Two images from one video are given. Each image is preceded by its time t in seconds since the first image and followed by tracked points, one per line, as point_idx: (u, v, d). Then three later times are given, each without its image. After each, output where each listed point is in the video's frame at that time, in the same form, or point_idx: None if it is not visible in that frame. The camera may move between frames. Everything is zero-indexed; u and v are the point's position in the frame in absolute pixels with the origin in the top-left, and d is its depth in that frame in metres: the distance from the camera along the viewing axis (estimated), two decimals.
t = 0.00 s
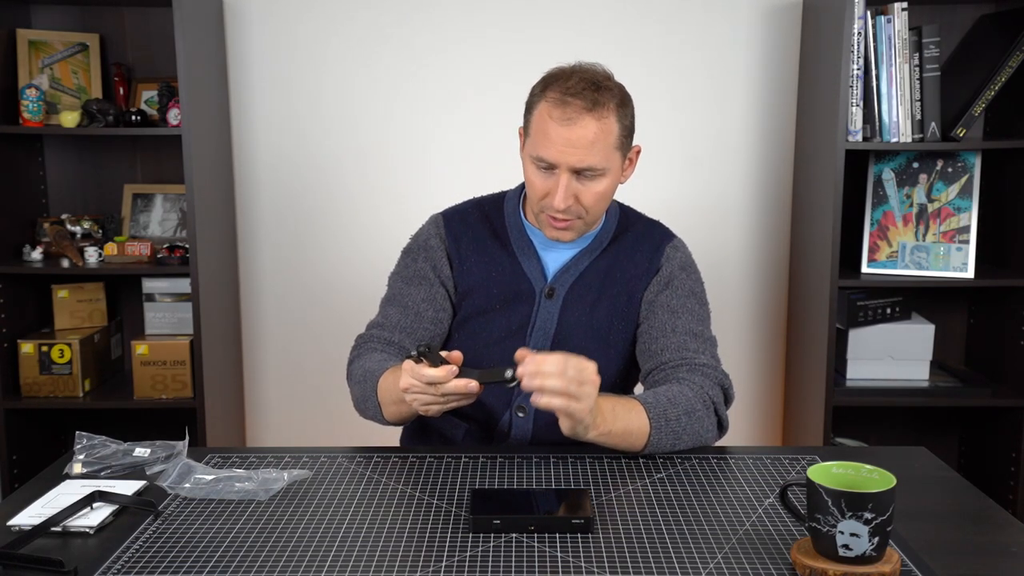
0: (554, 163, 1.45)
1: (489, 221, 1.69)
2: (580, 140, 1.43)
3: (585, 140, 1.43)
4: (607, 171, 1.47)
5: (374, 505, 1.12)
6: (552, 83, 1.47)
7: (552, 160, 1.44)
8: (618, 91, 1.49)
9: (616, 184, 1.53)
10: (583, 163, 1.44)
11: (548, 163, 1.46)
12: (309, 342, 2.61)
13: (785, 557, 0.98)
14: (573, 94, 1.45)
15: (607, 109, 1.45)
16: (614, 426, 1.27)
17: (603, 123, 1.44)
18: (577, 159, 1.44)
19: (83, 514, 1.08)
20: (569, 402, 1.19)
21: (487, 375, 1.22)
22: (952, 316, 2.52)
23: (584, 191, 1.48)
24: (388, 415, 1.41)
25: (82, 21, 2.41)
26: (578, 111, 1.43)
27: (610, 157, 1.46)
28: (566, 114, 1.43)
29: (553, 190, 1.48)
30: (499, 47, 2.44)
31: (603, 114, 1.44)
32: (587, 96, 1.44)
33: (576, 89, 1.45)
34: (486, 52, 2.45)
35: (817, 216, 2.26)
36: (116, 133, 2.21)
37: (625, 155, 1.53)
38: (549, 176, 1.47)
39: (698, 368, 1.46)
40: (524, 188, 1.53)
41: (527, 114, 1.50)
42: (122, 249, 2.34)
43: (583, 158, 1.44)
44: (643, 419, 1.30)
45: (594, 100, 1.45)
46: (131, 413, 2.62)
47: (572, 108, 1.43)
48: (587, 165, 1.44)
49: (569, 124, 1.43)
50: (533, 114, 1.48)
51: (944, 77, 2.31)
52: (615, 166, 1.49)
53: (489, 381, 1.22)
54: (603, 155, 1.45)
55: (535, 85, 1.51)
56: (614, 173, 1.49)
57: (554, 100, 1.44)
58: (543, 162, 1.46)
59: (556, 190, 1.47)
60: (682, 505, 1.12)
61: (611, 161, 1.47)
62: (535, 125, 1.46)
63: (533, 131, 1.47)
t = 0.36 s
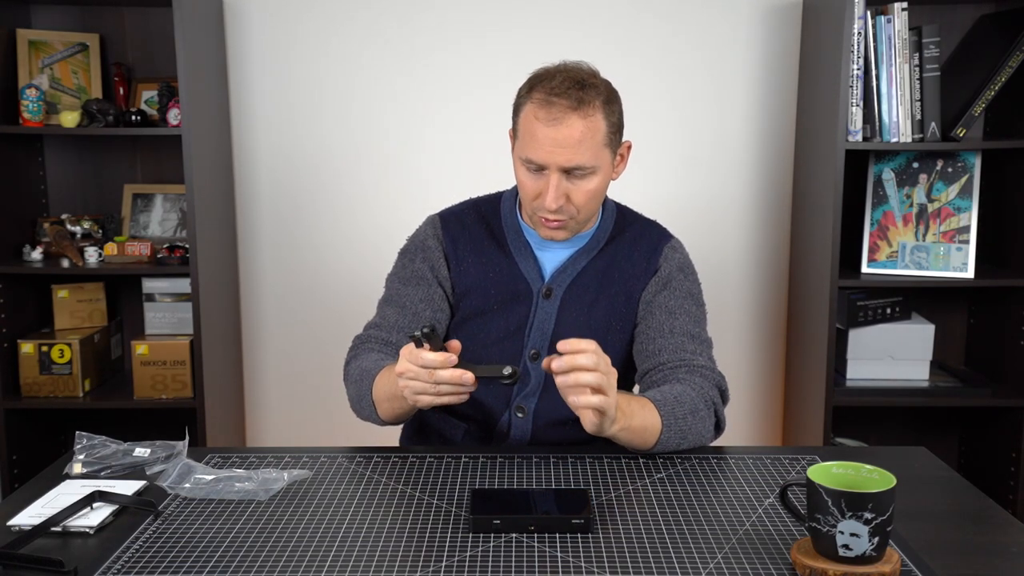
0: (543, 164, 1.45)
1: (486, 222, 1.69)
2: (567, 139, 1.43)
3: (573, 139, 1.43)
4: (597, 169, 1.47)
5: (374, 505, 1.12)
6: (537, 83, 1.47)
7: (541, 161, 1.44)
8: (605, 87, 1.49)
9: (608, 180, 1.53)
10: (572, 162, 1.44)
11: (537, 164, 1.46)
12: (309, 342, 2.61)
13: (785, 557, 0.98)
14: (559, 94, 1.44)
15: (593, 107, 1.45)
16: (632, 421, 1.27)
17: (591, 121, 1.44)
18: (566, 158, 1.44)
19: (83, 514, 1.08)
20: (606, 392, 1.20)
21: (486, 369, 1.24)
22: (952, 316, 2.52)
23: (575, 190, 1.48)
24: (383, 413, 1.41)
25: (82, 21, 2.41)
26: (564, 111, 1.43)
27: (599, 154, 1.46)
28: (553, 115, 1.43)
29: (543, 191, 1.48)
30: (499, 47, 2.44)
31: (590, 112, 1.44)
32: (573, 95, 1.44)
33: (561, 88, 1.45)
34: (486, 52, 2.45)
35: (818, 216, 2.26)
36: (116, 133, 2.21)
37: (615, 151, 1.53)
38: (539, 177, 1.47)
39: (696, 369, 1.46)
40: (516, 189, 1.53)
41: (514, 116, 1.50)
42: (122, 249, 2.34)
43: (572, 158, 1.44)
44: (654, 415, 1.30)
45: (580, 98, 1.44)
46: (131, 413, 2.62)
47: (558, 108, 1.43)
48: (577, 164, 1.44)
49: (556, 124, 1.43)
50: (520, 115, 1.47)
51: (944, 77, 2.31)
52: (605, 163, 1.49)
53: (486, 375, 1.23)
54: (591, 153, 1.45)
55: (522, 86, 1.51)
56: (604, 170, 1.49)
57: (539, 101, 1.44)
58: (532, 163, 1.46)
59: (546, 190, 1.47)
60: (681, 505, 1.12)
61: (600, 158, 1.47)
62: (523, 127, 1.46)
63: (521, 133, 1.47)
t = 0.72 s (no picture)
0: (519, 164, 1.45)
1: (475, 224, 1.69)
2: (541, 136, 1.43)
3: (546, 136, 1.43)
4: (574, 166, 1.47)
5: (373, 505, 1.12)
6: (511, 83, 1.48)
7: (517, 160, 1.45)
8: (580, 83, 1.49)
9: (588, 176, 1.52)
10: (547, 160, 1.44)
11: (512, 164, 1.46)
12: (309, 343, 2.61)
13: (785, 557, 0.98)
14: (531, 92, 1.45)
15: (567, 103, 1.45)
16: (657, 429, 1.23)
17: (564, 118, 1.44)
18: (540, 155, 1.44)
19: (83, 515, 1.08)
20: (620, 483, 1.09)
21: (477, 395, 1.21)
22: (953, 316, 2.52)
23: (552, 188, 1.48)
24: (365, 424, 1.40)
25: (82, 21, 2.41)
26: (537, 108, 1.43)
27: (575, 150, 1.46)
28: (526, 113, 1.43)
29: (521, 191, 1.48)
30: (499, 47, 2.44)
31: (563, 109, 1.44)
32: (545, 92, 1.45)
33: (534, 86, 1.45)
34: (486, 52, 2.45)
35: (818, 216, 2.26)
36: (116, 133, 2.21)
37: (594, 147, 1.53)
38: (516, 177, 1.47)
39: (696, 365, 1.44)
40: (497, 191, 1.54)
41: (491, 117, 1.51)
42: (122, 249, 2.34)
43: (546, 155, 1.44)
44: (677, 420, 1.28)
45: (553, 95, 1.45)
46: (131, 413, 2.62)
47: (531, 106, 1.43)
48: (552, 161, 1.45)
49: (528, 122, 1.43)
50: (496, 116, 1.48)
51: (944, 77, 2.31)
52: (582, 159, 1.49)
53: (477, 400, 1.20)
54: (567, 149, 1.45)
55: (497, 87, 1.51)
56: (581, 166, 1.49)
57: (512, 100, 1.45)
58: (509, 162, 1.46)
59: (524, 188, 1.47)
60: (681, 505, 1.12)
61: (577, 155, 1.47)
62: (499, 128, 1.47)
63: (497, 133, 1.47)
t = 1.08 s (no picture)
0: (479, 167, 1.45)
1: (447, 227, 1.69)
2: (498, 138, 1.43)
3: (504, 137, 1.43)
4: (534, 164, 1.47)
5: (373, 505, 1.12)
6: (462, 86, 1.47)
7: (476, 163, 1.45)
8: (533, 80, 1.48)
9: (550, 172, 1.52)
10: (507, 161, 1.44)
11: (473, 169, 1.46)
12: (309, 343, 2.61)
13: (785, 557, 0.98)
14: (484, 94, 1.44)
15: (520, 101, 1.44)
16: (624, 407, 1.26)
17: (519, 117, 1.44)
18: (500, 157, 1.44)
19: (83, 514, 1.08)
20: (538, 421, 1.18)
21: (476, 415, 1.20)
22: (953, 316, 2.52)
23: (516, 188, 1.48)
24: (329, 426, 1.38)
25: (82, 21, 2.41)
26: (490, 109, 1.43)
27: (534, 148, 1.46)
28: (480, 116, 1.43)
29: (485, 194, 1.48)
30: (499, 47, 2.44)
31: (518, 107, 1.44)
32: (498, 93, 1.44)
33: (485, 87, 1.45)
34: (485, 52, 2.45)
35: (818, 216, 2.26)
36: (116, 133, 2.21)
37: (553, 143, 1.53)
38: (479, 181, 1.47)
39: (687, 347, 1.43)
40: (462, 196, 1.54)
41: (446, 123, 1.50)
42: (122, 249, 2.34)
43: (506, 156, 1.44)
44: (648, 395, 1.30)
45: (505, 95, 1.44)
46: (131, 413, 2.62)
47: (485, 108, 1.43)
48: (511, 161, 1.44)
49: (483, 124, 1.43)
50: (451, 122, 1.48)
51: (944, 77, 2.31)
52: (542, 156, 1.48)
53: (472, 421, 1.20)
54: (525, 148, 1.45)
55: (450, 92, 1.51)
56: (542, 164, 1.49)
57: (465, 104, 1.44)
58: (469, 167, 1.46)
59: (487, 192, 1.47)
60: (681, 505, 1.12)
61: (536, 152, 1.46)
62: (455, 133, 1.46)
63: (454, 139, 1.47)
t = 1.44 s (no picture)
0: (447, 166, 1.45)
1: (420, 232, 1.69)
2: (463, 135, 1.42)
3: (469, 133, 1.42)
4: (501, 159, 1.47)
5: (373, 505, 1.12)
6: (423, 87, 1.47)
7: (444, 162, 1.44)
8: (492, 74, 1.48)
9: (518, 166, 1.52)
10: (474, 157, 1.44)
11: (440, 168, 1.45)
12: (309, 343, 2.61)
13: (785, 557, 0.98)
14: (446, 92, 1.44)
15: (482, 96, 1.44)
16: (570, 392, 1.31)
17: (483, 113, 1.44)
18: (467, 154, 1.43)
19: (83, 514, 1.08)
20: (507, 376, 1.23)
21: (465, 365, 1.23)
22: (953, 316, 2.52)
23: (486, 184, 1.48)
24: (341, 419, 1.41)
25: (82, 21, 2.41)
26: (453, 106, 1.43)
27: (500, 143, 1.46)
28: (443, 114, 1.43)
29: (455, 193, 1.48)
30: (498, 47, 2.44)
31: (480, 104, 1.44)
32: (459, 90, 1.44)
33: (446, 86, 1.44)
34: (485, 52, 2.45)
35: (818, 216, 2.26)
36: (116, 133, 2.21)
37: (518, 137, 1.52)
38: (448, 180, 1.47)
39: (656, 354, 1.47)
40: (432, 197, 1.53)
41: (410, 125, 1.50)
42: (122, 249, 2.34)
43: (473, 153, 1.43)
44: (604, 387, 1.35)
45: (467, 91, 1.44)
46: (131, 413, 2.62)
47: (447, 106, 1.43)
48: (479, 157, 1.44)
49: (447, 122, 1.42)
50: (415, 123, 1.47)
51: (944, 78, 2.31)
52: (509, 151, 1.48)
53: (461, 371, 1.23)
54: (491, 142, 1.44)
55: (410, 95, 1.50)
56: (509, 158, 1.49)
57: (427, 103, 1.44)
58: (438, 167, 1.46)
59: (457, 190, 1.47)
60: (682, 505, 1.12)
61: (502, 147, 1.46)
62: (420, 134, 1.46)
63: (419, 140, 1.47)
